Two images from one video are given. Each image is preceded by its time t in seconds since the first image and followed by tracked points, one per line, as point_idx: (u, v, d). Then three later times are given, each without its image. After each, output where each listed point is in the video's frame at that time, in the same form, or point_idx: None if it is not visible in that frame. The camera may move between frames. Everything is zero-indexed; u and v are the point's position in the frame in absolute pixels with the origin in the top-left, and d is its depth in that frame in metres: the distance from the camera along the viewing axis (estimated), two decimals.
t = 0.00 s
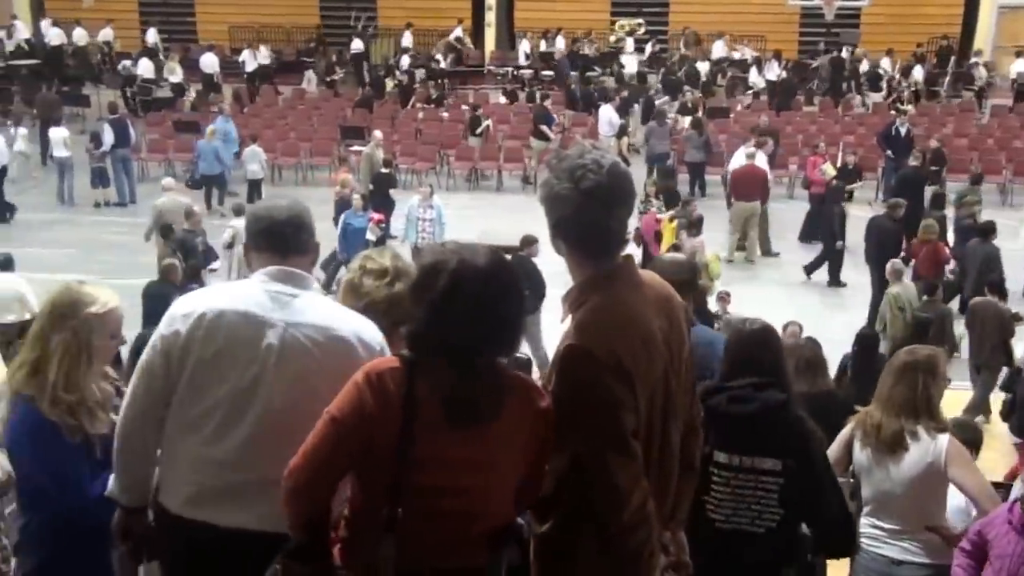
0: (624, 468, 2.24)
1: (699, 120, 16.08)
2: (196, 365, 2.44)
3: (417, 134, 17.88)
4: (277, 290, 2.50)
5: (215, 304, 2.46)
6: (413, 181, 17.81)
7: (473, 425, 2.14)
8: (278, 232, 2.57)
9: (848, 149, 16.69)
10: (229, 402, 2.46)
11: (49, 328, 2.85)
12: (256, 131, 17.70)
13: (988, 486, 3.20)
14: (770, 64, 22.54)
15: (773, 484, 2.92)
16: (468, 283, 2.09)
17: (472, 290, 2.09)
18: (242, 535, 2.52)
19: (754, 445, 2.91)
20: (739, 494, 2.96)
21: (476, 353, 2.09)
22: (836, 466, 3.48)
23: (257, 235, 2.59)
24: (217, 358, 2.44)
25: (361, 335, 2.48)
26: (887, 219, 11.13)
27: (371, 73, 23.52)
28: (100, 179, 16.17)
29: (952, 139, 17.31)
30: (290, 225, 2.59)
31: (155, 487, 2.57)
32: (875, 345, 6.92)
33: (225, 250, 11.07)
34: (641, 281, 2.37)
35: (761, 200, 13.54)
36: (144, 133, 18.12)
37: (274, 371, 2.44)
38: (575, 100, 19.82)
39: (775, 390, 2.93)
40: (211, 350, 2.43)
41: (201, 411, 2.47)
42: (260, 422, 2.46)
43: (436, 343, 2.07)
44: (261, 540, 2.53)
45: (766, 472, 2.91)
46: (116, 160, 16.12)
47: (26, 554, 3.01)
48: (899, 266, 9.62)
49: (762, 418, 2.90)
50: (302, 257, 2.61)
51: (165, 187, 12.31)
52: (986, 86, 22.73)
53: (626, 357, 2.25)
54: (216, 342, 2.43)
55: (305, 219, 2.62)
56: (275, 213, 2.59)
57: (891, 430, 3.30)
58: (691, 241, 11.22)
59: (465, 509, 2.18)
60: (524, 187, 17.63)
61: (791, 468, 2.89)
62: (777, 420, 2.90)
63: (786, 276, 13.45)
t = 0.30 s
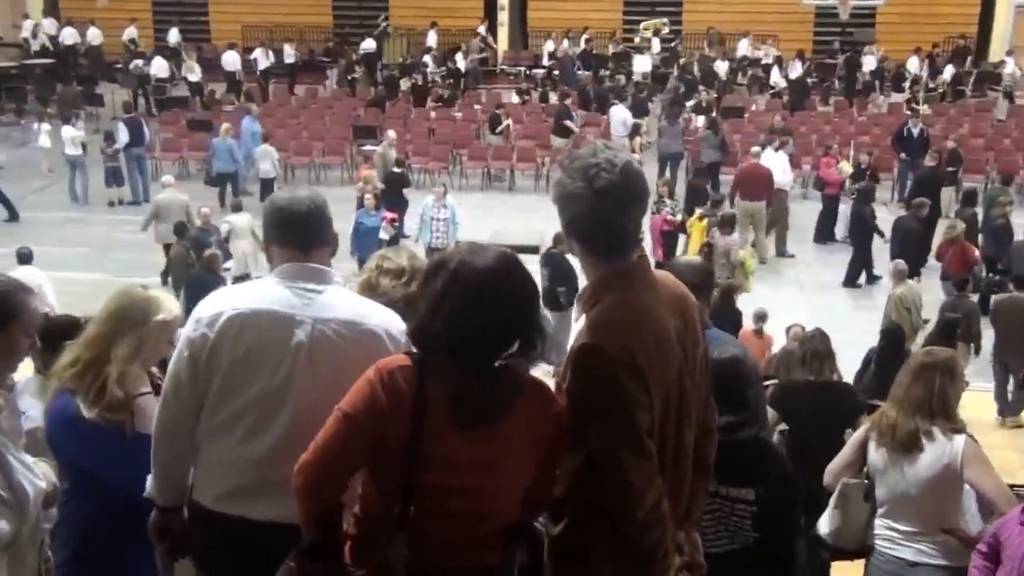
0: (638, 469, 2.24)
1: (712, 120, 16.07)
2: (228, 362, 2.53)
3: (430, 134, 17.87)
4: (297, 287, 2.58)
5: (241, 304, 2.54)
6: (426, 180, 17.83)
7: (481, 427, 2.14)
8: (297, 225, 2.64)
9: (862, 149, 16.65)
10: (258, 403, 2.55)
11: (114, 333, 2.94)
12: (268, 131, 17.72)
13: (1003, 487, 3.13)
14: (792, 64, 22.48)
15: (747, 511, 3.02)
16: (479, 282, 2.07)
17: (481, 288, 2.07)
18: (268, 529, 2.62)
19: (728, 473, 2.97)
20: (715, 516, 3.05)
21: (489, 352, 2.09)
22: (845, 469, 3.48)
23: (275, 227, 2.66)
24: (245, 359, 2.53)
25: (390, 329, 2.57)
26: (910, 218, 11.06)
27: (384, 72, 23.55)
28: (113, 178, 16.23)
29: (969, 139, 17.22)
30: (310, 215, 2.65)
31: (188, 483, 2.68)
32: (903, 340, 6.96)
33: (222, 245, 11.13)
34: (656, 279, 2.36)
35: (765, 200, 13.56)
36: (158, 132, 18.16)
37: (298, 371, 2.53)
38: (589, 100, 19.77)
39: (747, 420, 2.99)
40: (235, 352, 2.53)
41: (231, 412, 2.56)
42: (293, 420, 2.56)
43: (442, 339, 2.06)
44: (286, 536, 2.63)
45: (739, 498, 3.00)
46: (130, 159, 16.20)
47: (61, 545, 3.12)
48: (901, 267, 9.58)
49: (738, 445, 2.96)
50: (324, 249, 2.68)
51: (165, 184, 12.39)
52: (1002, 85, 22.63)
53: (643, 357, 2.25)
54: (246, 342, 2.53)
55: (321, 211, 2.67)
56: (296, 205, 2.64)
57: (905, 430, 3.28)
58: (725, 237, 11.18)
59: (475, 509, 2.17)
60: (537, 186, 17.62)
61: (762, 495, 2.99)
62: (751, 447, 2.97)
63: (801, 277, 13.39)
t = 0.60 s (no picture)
0: (648, 471, 2.25)
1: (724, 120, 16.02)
2: (226, 367, 2.63)
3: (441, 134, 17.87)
4: (277, 288, 2.68)
5: (214, 316, 2.64)
6: (436, 181, 17.81)
7: (482, 427, 2.14)
8: (282, 224, 2.72)
9: (874, 150, 16.58)
10: (259, 407, 2.65)
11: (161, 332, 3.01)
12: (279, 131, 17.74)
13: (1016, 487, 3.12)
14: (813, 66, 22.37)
15: (736, 493, 3.60)
16: (484, 283, 2.09)
17: (482, 288, 2.09)
18: (279, 528, 2.69)
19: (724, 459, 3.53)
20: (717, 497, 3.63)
21: (492, 352, 2.10)
22: (858, 470, 3.45)
23: (255, 227, 2.73)
24: (236, 362, 2.63)
25: (376, 321, 2.67)
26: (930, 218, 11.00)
27: (394, 73, 23.57)
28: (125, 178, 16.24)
29: (982, 140, 17.16)
30: (291, 214, 2.72)
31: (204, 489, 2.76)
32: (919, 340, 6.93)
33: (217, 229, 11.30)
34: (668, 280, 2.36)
35: (773, 201, 13.52)
36: (168, 132, 18.16)
37: (286, 371, 2.64)
38: (599, 101, 19.74)
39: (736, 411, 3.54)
40: (230, 359, 2.63)
41: (235, 418, 2.65)
42: (297, 418, 2.65)
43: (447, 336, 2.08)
44: (295, 532, 2.70)
45: (729, 481, 3.57)
46: (142, 159, 16.21)
47: (99, 554, 3.15)
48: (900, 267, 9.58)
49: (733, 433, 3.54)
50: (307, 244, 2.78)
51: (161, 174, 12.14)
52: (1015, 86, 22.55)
53: (655, 358, 2.24)
54: (239, 347, 2.63)
55: (303, 208, 2.75)
56: (275, 207, 2.71)
57: (920, 431, 3.26)
58: (750, 236, 10.91)
59: (477, 509, 2.18)
60: (548, 186, 17.61)
61: (748, 478, 3.56)
62: (740, 436, 3.55)
63: (814, 278, 13.36)
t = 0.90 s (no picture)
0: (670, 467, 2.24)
1: (730, 120, 16.05)
2: (226, 370, 2.62)
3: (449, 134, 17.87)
4: (269, 291, 2.69)
5: (210, 324, 2.64)
6: (444, 181, 17.81)
7: (485, 423, 2.23)
8: (280, 223, 2.74)
9: (882, 151, 16.57)
10: (263, 411, 2.65)
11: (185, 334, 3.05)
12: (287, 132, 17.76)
13: None
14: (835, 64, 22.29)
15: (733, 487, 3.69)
16: (486, 281, 2.17)
17: (484, 287, 2.17)
18: (290, 530, 2.71)
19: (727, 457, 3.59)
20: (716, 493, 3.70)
21: (489, 351, 2.18)
22: (868, 472, 3.45)
23: (243, 232, 2.75)
24: (234, 365, 2.62)
25: (371, 318, 2.69)
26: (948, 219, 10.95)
27: (403, 73, 23.60)
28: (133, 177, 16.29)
29: (991, 140, 17.12)
30: (285, 212, 2.75)
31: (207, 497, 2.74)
32: (927, 330, 7.34)
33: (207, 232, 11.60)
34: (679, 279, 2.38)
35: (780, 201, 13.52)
36: (176, 132, 18.19)
37: (292, 370, 2.64)
38: (607, 101, 19.72)
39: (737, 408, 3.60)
40: (228, 363, 2.62)
41: (240, 424, 2.65)
42: (299, 416, 2.66)
43: (457, 329, 2.16)
44: (303, 533, 2.71)
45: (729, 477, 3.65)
46: (150, 158, 16.27)
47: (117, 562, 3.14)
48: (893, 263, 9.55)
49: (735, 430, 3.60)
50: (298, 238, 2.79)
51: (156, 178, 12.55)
52: None
53: (674, 355, 2.24)
54: (238, 349, 2.63)
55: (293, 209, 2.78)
56: (260, 208, 2.72)
57: (931, 434, 3.25)
58: (772, 233, 10.97)
59: (481, 506, 2.27)
60: (556, 186, 17.60)
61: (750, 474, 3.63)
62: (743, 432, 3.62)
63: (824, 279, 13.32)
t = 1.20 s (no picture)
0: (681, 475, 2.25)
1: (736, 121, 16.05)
2: (226, 371, 2.61)
3: (457, 134, 17.86)
4: (270, 294, 2.68)
5: (209, 326, 2.63)
6: (453, 181, 17.80)
7: (494, 426, 2.22)
8: (285, 222, 2.71)
9: (890, 151, 16.55)
10: (263, 410, 2.63)
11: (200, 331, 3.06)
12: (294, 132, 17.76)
13: None
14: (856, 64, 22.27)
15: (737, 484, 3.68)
16: (488, 284, 2.15)
17: (487, 288, 2.14)
18: (298, 531, 2.69)
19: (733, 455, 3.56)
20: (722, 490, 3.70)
21: (502, 351, 2.14)
22: (880, 475, 3.44)
23: (248, 231, 2.71)
24: (235, 366, 2.61)
25: (370, 320, 2.67)
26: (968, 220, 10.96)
27: (410, 74, 23.60)
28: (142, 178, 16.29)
29: (999, 141, 17.07)
30: (292, 210, 2.72)
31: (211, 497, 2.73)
32: (946, 329, 7.62)
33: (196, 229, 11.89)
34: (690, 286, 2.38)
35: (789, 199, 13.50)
36: (184, 132, 18.21)
37: (298, 372, 2.63)
38: (615, 102, 19.68)
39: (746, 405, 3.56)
40: (229, 364, 2.61)
41: (239, 425, 2.64)
42: (298, 418, 2.64)
43: (464, 329, 2.13)
44: (308, 537, 2.70)
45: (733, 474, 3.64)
46: (159, 159, 16.27)
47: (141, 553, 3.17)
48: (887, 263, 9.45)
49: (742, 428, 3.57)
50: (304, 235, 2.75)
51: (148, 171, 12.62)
52: None
53: (683, 359, 2.24)
54: (237, 349, 2.61)
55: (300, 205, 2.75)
56: (266, 207, 2.69)
57: (946, 438, 3.22)
58: (798, 233, 10.98)
59: (488, 508, 2.26)
60: (563, 187, 17.59)
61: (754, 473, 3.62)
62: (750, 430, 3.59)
63: (834, 281, 13.27)
